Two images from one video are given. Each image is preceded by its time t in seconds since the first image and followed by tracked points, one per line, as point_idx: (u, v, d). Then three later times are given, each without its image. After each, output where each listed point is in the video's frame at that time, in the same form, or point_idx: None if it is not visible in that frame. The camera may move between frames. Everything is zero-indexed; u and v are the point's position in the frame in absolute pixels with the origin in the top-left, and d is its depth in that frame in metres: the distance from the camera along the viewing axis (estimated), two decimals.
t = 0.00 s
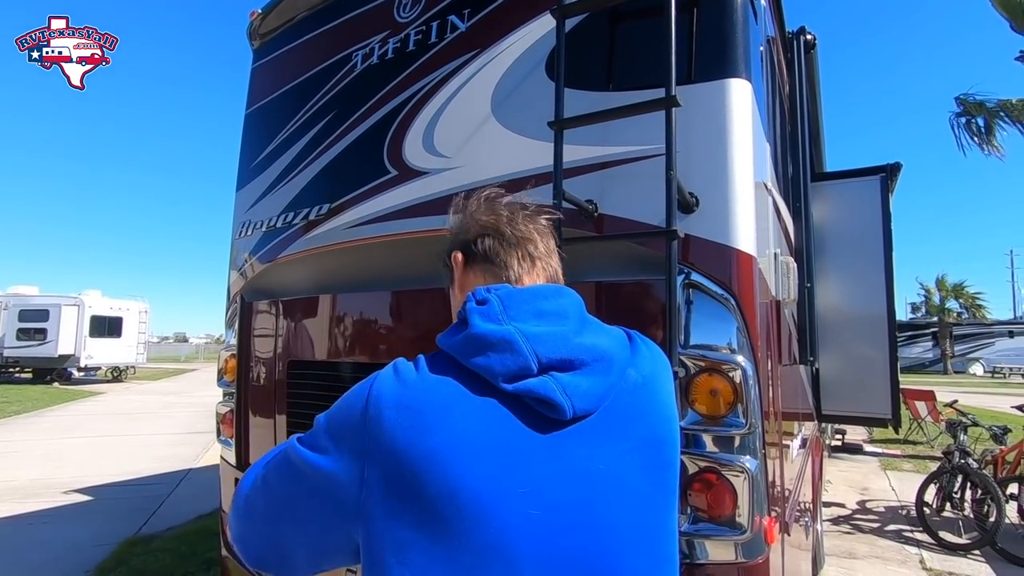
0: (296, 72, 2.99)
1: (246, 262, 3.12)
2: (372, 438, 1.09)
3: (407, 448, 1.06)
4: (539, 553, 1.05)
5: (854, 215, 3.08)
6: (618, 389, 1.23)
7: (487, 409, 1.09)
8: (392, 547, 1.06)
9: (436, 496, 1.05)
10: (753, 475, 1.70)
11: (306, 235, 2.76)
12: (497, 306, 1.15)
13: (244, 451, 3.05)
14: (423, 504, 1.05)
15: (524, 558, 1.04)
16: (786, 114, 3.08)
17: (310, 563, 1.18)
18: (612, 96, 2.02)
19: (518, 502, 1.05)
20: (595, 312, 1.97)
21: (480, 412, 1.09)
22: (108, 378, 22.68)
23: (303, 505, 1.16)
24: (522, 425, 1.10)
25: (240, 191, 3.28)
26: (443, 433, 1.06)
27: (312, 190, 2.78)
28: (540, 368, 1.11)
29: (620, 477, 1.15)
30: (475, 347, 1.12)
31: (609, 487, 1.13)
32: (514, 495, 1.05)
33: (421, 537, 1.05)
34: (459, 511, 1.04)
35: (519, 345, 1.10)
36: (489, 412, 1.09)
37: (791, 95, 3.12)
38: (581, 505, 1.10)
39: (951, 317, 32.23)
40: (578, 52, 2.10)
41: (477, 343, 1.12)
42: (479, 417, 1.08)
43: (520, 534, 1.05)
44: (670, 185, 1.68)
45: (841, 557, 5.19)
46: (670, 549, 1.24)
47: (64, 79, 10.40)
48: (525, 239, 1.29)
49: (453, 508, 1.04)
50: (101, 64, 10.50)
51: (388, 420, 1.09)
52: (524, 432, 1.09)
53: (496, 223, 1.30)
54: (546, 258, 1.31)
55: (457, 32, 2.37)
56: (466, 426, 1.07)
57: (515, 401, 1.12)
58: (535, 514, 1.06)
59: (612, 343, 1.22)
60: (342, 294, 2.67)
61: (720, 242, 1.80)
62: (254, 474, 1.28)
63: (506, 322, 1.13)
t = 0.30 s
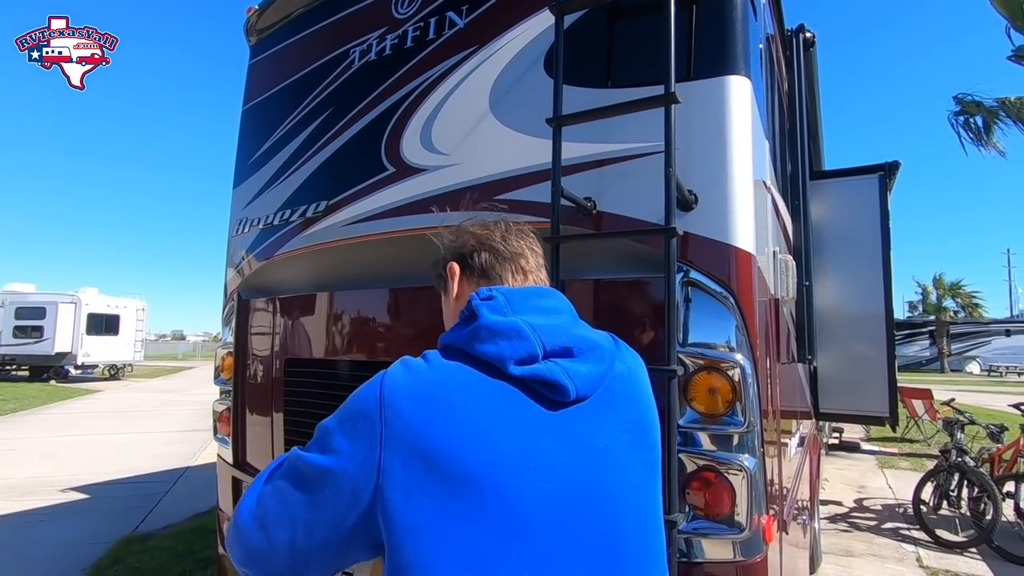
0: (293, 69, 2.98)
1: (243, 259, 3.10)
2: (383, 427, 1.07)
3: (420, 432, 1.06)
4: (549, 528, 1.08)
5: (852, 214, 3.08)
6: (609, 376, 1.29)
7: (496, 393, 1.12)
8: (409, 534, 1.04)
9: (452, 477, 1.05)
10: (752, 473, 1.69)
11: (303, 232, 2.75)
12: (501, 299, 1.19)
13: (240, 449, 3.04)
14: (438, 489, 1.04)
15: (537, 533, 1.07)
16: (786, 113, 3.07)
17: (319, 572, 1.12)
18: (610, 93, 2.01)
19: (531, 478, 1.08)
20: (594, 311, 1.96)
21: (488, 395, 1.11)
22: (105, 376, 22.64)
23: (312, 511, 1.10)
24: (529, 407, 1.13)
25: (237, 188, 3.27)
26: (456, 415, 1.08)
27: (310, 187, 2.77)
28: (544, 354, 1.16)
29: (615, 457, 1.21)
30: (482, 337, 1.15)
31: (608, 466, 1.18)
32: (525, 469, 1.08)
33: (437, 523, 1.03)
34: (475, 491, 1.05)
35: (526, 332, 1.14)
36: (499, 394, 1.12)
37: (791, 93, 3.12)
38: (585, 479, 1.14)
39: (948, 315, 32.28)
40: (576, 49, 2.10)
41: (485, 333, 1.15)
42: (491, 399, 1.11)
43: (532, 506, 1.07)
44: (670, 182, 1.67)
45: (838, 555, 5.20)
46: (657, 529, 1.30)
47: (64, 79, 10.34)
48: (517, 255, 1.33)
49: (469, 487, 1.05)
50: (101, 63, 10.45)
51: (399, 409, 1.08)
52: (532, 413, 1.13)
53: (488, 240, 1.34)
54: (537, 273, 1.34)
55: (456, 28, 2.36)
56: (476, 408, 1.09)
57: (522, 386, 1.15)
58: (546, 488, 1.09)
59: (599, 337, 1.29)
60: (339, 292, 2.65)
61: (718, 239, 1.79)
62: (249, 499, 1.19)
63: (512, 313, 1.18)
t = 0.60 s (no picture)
0: (293, 66, 2.97)
1: (242, 258, 3.09)
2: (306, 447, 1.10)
3: (336, 443, 1.09)
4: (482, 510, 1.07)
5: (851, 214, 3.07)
6: (522, 367, 1.28)
7: (410, 397, 1.14)
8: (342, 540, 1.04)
9: (371, 473, 1.06)
10: (753, 473, 1.69)
11: (302, 231, 2.74)
12: (410, 315, 1.23)
13: (239, 448, 3.03)
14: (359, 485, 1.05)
15: (467, 517, 1.06)
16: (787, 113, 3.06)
17: None
18: (612, 91, 2.00)
19: (451, 465, 1.08)
20: (595, 310, 1.95)
21: (403, 399, 1.14)
22: (103, 374, 22.62)
23: (253, 541, 1.09)
24: (442, 405, 1.15)
25: (236, 186, 3.25)
26: (367, 419, 1.10)
27: (309, 185, 2.76)
28: (454, 355, 1.17)
29: (545, 440, 1.19)
30: (394, 349, 1.19)
31: (535, 451, 1.16)
32: (444, 458, 1.09)
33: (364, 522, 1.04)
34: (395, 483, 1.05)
35: (433, 337, 1.17)
36: (412, 398, 1.14)
37: (792, 93, 3.11)
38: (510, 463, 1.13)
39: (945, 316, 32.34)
40: (577, 47, 2.09)
41: (396, 346, 1.19)
42: (404, 403, 1.13)
43: (456, 494, 1.07)
44: (672, 181, 1.66)
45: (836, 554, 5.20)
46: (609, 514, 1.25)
47: (64, 78, 10.31)
48: (444, 277, 1.32)
49: (389, 484, 1.05)
50: (102, 63, 10.41)
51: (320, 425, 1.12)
52: (449, 410, 1.14)
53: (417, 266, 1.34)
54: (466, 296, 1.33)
55: (456, 26, 2.35)
56: (390, 411, 1.12)
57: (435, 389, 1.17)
58: (468, 475, 1.09)
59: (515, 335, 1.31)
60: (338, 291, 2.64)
61: (720, 238, 1.78)
62: (183, 551, 1.14)
63: (422, 323, 1.21)
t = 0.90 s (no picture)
0: (294, 63, 2.95)
1: (242, 255, 3.08)
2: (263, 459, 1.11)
3: (291, 447, 1.10)
4: (433, 492, 1.06)
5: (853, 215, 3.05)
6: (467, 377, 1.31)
7: (361, 401, 1.17)
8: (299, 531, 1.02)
9: (321, 463, 1.06)
10: (757, 473, 1.68)
11: (302, 228, 2.73)
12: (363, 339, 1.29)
13: (239, 445, 3.03)
14: (311, 477, 1.05)
15: (418, 498, 1.05)
16: (790, 112, 3.05)
17: None
18: (616, 88, 1.99)
19: (399, 452, 1.09)
20: (598, 308, 1.94)
21: (351, 405, 1.16)
22: (102, 371, 22.62)
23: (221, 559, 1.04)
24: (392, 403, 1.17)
25: (237, 183, 3.24)
26: (315, 425, 1.12)
27: (310, 182, 2.75)
28: (403, 362, 1.22)
29: (492, 432, 1.20)
30: (348, 365, 1.24)
31: (481, 440, 1.17)
32: (392, 444, 1.10)
33: (318, 511, 1.03)
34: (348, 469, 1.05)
35: (383, 349, 1.22)
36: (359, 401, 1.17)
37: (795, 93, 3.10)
38: (456, 449, 1.14)
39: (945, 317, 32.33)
40: (581, 44, 2.08)
41: (350, 363, 1.24)
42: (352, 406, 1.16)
43: (406, 477, 1.06)
44: (677, 178, 1.65)
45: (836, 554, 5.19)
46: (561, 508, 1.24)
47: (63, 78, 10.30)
48: (397, 323, 1.37)
49: (340, 474, 1.05)
50: (102, 63, 10.40)
51: (270, 441, 1.13)
52: (398, 407, 1.16)
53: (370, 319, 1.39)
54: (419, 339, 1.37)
55: (459, 22, 2.33)
56: (338, 413, 1.14)
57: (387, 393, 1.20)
58: (417, 459, 1.09)
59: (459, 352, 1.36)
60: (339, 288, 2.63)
61: (724, 237, 1.77)
62: None
63: (373, 341, 1.26)
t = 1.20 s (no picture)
0: (297, 59, 2.95)
1: (244, 251, 3.07)
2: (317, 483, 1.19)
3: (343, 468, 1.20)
4: (471, 504, 1.19)
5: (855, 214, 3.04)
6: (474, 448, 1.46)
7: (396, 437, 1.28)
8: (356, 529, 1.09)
9: (376, 472, 1.18)
10: (761, 471, 1.67)
11: (304, 224, 2.72)
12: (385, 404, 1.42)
13: (240, 442, 3.03)
14: (364, 487, 1.16)
15: (458, 510, 1.17)
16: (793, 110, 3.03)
17: None
18: (620, 85, 1.98)
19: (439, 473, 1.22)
20: (599, 306, 1.94)
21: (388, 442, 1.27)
22: (103, 368, 22.64)
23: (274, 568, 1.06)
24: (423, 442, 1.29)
25: (239, 179, 3.23)
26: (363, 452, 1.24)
27: (312, 179, 2.74)
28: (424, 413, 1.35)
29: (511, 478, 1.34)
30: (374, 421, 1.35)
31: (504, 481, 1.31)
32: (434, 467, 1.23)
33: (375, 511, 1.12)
34: (393, 484, 1.16)
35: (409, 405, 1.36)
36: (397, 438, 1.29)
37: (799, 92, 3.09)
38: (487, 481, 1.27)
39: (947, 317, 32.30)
40: (585, 40, 2.06)
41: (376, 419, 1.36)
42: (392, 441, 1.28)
43: (450, 492, 1.19)
44: (682, 175, 1.64)
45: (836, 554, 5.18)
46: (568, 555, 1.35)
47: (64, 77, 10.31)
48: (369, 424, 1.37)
49: (395, 483, 1.16)
50: (102, 63, 10.41)
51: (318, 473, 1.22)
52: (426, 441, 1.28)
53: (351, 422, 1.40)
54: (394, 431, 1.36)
55: (462, 18, 2.32)
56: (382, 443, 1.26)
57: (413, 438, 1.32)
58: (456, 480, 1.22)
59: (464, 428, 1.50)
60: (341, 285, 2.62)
61: (729, 234, 1.76)
62: None
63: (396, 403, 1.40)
